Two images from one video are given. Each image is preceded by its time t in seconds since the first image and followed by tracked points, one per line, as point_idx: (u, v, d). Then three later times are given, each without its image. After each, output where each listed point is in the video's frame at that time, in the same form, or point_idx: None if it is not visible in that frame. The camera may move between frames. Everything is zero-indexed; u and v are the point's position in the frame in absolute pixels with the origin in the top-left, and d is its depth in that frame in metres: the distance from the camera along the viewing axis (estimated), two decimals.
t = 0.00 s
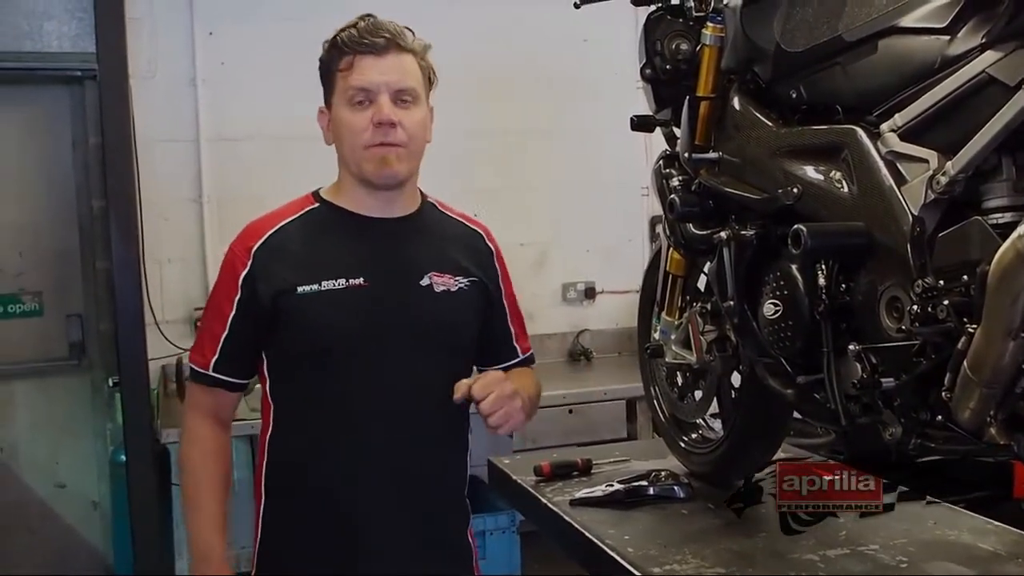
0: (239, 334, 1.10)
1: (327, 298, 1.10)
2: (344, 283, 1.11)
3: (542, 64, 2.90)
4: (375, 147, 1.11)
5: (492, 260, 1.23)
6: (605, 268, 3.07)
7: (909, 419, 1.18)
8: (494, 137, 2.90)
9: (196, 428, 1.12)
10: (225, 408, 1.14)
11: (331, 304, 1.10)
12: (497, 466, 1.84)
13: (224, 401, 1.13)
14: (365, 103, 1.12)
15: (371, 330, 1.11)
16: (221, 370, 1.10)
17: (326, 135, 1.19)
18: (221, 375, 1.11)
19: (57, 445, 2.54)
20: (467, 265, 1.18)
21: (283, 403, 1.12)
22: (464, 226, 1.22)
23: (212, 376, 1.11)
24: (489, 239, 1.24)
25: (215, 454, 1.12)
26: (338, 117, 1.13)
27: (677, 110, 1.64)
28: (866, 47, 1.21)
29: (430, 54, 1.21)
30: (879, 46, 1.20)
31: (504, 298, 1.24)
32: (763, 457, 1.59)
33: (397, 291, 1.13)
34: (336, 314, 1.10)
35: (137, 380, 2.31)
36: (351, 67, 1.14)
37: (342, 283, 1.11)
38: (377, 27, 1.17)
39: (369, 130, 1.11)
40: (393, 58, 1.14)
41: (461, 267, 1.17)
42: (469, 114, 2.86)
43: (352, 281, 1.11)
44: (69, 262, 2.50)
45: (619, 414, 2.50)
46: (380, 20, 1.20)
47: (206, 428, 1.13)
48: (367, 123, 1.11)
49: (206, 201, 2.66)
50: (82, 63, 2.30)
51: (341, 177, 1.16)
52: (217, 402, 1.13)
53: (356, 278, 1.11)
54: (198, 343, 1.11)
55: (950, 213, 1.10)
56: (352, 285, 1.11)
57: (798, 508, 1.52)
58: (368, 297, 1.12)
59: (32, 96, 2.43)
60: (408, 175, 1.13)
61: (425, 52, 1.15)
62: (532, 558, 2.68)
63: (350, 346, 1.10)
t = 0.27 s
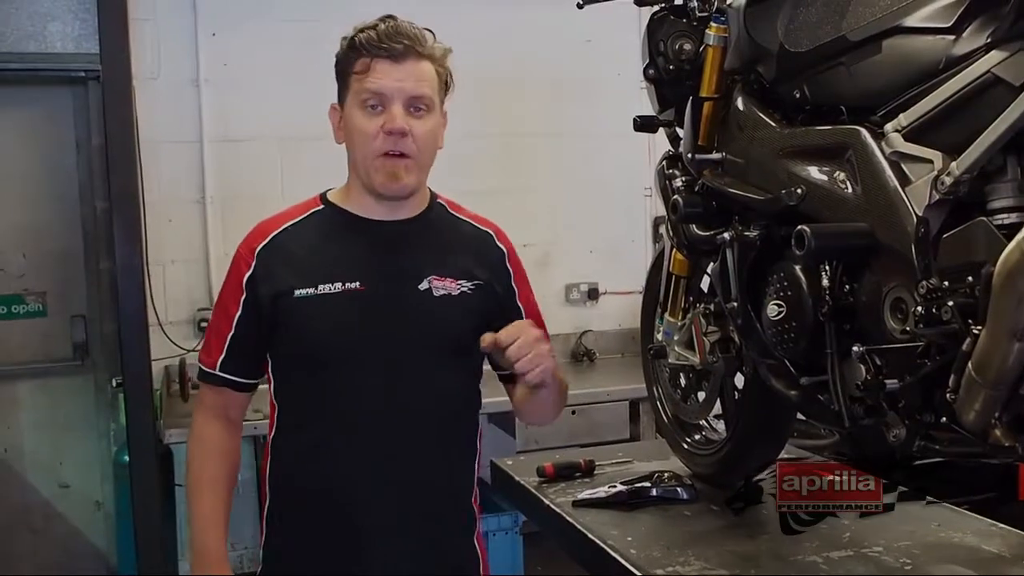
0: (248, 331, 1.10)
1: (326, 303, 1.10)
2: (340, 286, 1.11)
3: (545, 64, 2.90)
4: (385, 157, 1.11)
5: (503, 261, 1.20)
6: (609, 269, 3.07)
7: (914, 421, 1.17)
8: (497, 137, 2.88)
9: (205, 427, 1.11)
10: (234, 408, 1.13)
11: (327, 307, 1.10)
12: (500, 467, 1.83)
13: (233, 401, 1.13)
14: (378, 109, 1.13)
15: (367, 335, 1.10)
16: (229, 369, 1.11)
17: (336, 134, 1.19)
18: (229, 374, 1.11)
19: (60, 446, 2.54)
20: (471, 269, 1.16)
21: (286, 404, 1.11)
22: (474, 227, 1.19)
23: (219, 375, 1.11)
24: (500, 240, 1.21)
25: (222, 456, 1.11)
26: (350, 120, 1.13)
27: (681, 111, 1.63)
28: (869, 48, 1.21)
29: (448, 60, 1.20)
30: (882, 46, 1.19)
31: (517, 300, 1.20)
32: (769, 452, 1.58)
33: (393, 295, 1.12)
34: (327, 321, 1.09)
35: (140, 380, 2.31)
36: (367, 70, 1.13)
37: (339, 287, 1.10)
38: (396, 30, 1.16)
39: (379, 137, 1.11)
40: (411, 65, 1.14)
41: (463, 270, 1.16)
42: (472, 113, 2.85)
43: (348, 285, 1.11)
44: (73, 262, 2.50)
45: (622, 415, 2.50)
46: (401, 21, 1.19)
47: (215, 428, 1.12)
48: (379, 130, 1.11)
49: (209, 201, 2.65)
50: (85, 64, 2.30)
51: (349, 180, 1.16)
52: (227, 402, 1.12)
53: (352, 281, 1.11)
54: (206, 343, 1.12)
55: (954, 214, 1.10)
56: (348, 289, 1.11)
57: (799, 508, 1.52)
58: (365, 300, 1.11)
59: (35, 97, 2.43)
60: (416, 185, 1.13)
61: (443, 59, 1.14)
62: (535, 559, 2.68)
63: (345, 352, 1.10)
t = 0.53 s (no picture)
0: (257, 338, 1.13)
1: (323, 304, 1.10)
2: (337, 288, 1.11)
3: (550, 64, 2.90)
4: (401, 161, 1.09)
5: (513, 264, 1.18)
6: (614, 269, 3.06)
7: (921, 420, 1.17)
8: (503, 137, 2.88)
9: (219, 424, 1.14)
10: (247, 407, 1.16)
11: (329, 308, 1.10)
12: (505, 467, 1.83)
13: (247, 399, 1.16)
14: (394, 113, 1.10)
15: (370, 335, 1.10)
16: (237, 368, 1.14)
17: (348, 131, 1.16)
18: (239, 373, 1.14)
19: (65, 446, 2.55)
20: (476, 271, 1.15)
21: (293, 402, 1.12)
22: (485, 228, 1.18)
23: (230, 374, 1.14)
24: (511, 241, 1.19)
25: (235, 450, 1.13)
26: (364, 120, 1.11)
27: (686, 110, 1.63)
28: (876, 46, 1.20)
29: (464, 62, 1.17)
30: (890, 44, 1.19)
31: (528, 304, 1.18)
32: (774, 452, 1.58)
33: (396, 296, 1.12)
34: (325, 321, 1.10)
35: (145, 380, 2.31)
36: (385, 73, 1.10)
37: (335, 288, 1.10)
38: (416, 31, 1.12)
39: (395, 142, 1.09)
40: (430, 70, 1.10)
41: (463, 272, 1.14)
42: (476, 113, 2.85)
43: (344, 286, 1.11)
44: (77, 262, 2.51)
45: (627, 415, 2.49)
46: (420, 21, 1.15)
47: (228, 424, 1.14)
48: (397, 135, 1.09)
49: (214, 201, 2.65)
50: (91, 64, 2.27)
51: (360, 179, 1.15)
52: (240, 399, 1.16)
53: (349, 283, 1.11)
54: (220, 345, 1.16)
55: (960, 214, 1.10)
56: (345, 290, 1.11)
57: (799, 508, 1.51)
58: (362, 301, 1.11)
59: (40, 96, 2.43)
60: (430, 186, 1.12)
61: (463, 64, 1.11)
62: (540, 560, 2.68)
63: (348, 352, 1.10)
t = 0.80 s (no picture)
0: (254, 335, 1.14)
1: (324, 298, 1.10)
2: (339, 282, 1.11)
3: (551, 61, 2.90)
4: (416, 159, 1.10)
5: (515, 263, 1.18)
6: (615, 267, 3.06)
7: (920, 418, 1.17)
8: (504, 135, 2.88)
9: (222, 417, 1.15)
10: (253, 402, 1.17)
11: (330, 304, 1.10)
12: (506, 464, 1.83)
13: (250, 393, 1.16)
14: (409, 111, 1.11)
15: (369, 332, 1.10)
16: (241, 364, 1.15)
17: (355, 128, 1.17)
18: (243, 370, 1.15)
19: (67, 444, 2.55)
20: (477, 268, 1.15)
21: (293, 400, 1.12)
22: (486, 226, 1.18)
23: (235, 370, 1.15)
24: (512, 240, 1.19)
25: (240, 446, 1.14)
26: (378, 119, 1.11)
27: (687, 107, 1.62)
28: (877, 43, 1.20)
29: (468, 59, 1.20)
30: (891, 42, 1.18)
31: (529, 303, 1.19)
32: (774, 451, 1.59)
33: (398, 292, 1.12)
34: (325, 317, 1.10)
35: (146, 378, 2.31)
36: (400, 71, 1.10)
37: (337, 283, 1.11)
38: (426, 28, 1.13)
39: (412, 140, 1.10)
40: (443, 67, 1.11)
41: (466, 270, 1.14)
42: (477, 111, 2.85)
43: (347, 281, 1.11)
44: (78, 260, 2.51)
45: (628, 413, 2.49)
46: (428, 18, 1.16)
47: (230, 418, 1.15)
48: (413, 133, 1.09)
49: (215, 199, 2.65)
50: (92, 61, 2.28)
51: (365, 177, 1.15)
52: (243, 393, 1.16)
53: (351, 277, 1.11)
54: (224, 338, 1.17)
55: (960, 212, 1.10)
56: (347, 285, 1.11)
57: (798, 508, 1.51)
58: (363, 297, 1.11)
59: (41, 94, 2.43)
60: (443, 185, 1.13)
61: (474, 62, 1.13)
62: (541, 558, 2.68)
63: (347, 349, 1.10)
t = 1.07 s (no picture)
0: (249, 332, 1.15)
1: (324, 296, 1.10)
2: (341, 280, 1.10)
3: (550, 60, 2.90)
4: (419, 162, 1.07)
5: (514, 265, 1.20)
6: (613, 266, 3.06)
7: (918, 418, 1.16)
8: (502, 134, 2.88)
9: (212, 412, 1.16)
10: (242, 399, 1.18)
11: (333, 301, 1.10)
12: (504, 464, 1.83)
13: (240, 390, 1.18)
14: (412, 111, 1.06)
15: (367, 332, 1.10)
16: (234, 360, 1.15)
17: (358, 126, 1.14)
18: (236, 365, 1.16)
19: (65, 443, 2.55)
20: (474, 268, 1.16)
21: (290, 400, 1.12)
22: (486, 227, 1.20)
23: (225, 366, 1.16)
24: (512, 242, 1.21)
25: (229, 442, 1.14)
26: (380, 119, 1.07)
27: (686, 107, 1.62)
28: (876, 42, 1.20)
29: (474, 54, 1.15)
30: (888, 41, 1.18)
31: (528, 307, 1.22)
32: (773, 452, 1.59)
33: (396, 291, 1.12)
34: (326, 315, 1.10)
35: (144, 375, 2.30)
36: (403, 72, 1.05)
37: (339, 280, 1.10)
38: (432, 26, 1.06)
39: (414, 144, 1.06)
40: (448, 68, 1.05)
41: (468, 271, 1.15)
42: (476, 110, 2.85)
43: (349, 279, 1.11)
44: (76, 259, 2.55)
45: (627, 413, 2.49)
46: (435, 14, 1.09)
47: (220, 413, 1.16)
48: (415, 136, 1.05)
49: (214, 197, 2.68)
50: (88, 60, 2.31)
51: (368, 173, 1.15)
52: (233, 388, 1.17)
53: (353, 276, 1.11)
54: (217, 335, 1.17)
55: (958, 211, 1.10)
56: (349, 283, 1.11)
57: (798, 508, 1.51)
58: (365, 296, 1.11)
59: (39, 93, 2.41)
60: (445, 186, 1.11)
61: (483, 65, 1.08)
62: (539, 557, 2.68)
63: (347, 348, 1.09)
